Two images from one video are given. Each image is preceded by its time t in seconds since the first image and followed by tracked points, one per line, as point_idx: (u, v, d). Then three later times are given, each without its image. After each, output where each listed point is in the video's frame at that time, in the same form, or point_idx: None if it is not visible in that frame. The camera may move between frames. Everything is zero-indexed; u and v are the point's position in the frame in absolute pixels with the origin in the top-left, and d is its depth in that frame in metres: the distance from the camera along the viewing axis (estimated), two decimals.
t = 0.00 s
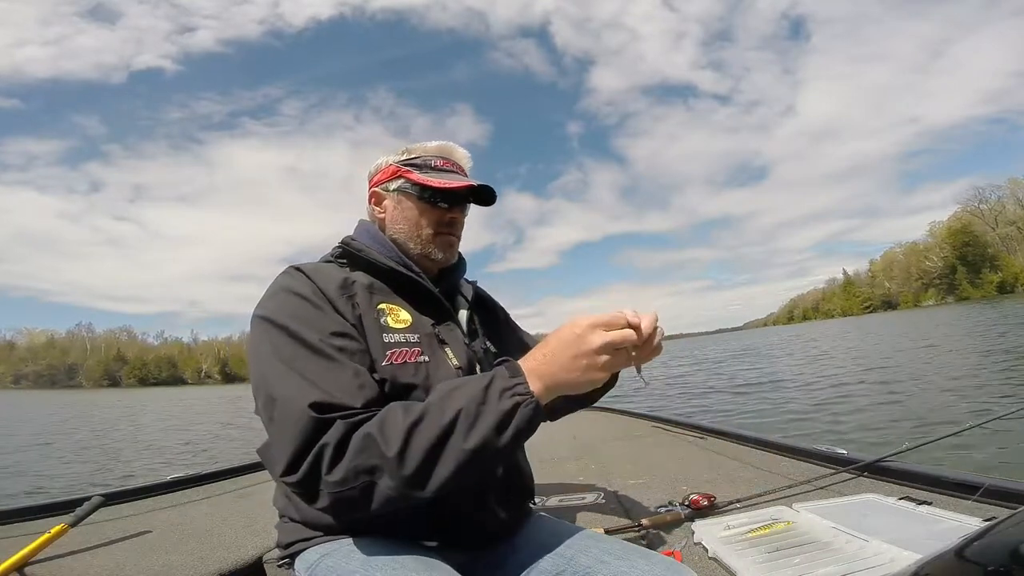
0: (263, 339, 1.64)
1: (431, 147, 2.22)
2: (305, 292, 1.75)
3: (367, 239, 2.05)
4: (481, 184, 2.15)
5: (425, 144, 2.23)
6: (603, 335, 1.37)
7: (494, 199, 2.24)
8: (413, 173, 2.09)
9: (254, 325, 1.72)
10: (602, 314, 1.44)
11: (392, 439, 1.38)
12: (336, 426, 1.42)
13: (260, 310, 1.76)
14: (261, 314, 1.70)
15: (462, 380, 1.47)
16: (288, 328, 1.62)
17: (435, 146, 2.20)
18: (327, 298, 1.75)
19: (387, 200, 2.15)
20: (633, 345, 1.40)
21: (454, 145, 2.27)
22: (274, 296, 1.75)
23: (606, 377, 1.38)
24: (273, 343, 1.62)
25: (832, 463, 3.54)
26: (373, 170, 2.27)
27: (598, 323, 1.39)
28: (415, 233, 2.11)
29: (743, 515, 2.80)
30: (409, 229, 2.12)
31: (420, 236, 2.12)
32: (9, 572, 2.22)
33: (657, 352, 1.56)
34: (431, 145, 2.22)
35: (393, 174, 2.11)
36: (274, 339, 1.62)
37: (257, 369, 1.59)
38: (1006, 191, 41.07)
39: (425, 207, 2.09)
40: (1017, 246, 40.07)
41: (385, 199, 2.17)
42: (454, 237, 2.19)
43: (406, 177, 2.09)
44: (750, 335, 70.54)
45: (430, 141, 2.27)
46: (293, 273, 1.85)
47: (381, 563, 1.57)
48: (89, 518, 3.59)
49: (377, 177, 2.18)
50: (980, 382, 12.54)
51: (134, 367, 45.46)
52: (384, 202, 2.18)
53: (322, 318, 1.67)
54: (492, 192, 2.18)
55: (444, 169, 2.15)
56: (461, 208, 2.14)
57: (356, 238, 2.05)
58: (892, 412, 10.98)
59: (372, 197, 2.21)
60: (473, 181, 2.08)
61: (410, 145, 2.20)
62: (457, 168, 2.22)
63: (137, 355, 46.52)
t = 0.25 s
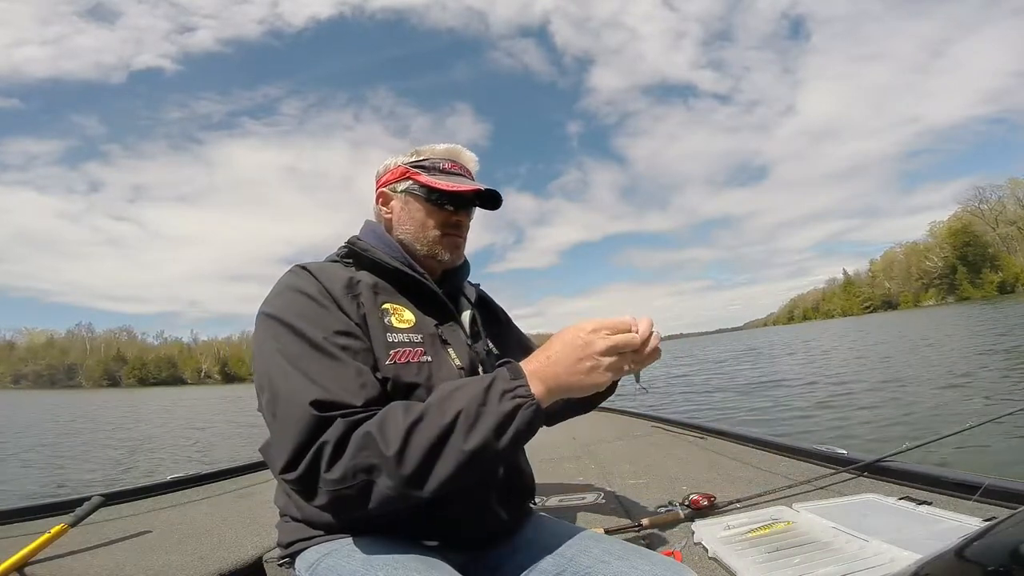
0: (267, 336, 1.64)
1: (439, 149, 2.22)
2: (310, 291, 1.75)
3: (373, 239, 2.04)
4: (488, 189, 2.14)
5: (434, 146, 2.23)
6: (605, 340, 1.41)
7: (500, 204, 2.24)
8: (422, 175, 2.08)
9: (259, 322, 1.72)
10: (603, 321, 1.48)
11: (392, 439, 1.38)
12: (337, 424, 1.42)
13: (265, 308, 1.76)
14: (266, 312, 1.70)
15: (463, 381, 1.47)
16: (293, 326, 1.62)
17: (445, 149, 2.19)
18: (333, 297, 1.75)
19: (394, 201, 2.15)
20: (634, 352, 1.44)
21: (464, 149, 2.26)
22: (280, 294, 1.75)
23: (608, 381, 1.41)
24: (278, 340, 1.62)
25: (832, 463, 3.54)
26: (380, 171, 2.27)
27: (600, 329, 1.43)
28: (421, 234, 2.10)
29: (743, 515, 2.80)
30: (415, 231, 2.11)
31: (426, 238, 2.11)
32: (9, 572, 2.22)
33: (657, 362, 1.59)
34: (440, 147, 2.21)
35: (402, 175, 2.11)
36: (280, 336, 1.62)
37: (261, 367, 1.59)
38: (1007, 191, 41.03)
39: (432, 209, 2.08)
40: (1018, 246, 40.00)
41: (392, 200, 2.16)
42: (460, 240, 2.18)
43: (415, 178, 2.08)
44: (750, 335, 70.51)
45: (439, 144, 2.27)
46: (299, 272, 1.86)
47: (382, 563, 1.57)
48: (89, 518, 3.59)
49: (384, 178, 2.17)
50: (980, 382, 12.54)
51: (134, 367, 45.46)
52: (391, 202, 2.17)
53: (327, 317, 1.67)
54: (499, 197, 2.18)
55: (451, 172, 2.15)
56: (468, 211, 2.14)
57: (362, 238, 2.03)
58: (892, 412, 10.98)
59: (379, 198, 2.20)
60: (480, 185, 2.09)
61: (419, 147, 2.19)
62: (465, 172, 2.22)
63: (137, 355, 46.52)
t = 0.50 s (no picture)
0: (272, 335, 1.64)
1: (449, 151, 2.21)
2: (315, 290, 1.74)
3: (379, 239, 2.03)
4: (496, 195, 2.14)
5: (443, 148, 2.22)
6: (610, 353, 1.42)
7: (507, 210, 2.23)
8: (431, 177, 2.08)
9: (264, 320, 1.72)
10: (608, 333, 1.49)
11: (396, 441, 1.38)
12: (341, 425, 1.42)
13: (270, 306, 1.76)
14: (271, 310, 1.70)
15: (466, 384, 1.48)
16: (298, 325, 1.62)
17: (455, 151, 2.19)
18: (337, 296, 1.75)
19: (403, 202, 2.14)
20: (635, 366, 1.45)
21: (475, 153, 2.26)
22: (285, 294, 1.74)
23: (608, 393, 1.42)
24: (283, 339, 1.62)
25: (831, 463, 3.54)
26: (389, 170, 2.26)
27: (605, 340, 1.44)
28: (427, 237, 2.10)
29: (743, 515, 2.80)
30: (422, 233, 2.11)
31: (432, 241, 2.11)
32: (8, 572, 2.22)
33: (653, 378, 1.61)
34: (450, 150, 2.21)
35: (411, 176, 2.10)
36: (285, 335, 1.62)
37: (265, 365, 1.59)
38: (1007, 191, 41.03)
39: (439, 212, 2.08)
40: (1018, 246, 39.98)
41: (400, 201, 2.16)
42: (465, 244, 2.18)
43: (424, 181, 2.08)
44: (750, 335, 70.54)
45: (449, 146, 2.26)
46: (304, 271, 1.85)
47: (382, 562, 1.57)
48: (89, 518, 3.59)
49: (393, 178, 2.17)
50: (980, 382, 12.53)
51: (134, 367, 45.47)
52: (399, 203, 2.17)
53: (331, 316, 1.66)
54: (507, 203, 2.17)
55: (461, 176, 2.15)
56: (475, 216, 2.13)
57: (368, 238, 2.03)
58: (892, 412, 10.98)
59: (387, 198, 2.20)
60: (489, 191, 2.08)
61: (428, 148, 2.19)
62: (474, 175, 2.21)
63: (137, 355, 46.55)
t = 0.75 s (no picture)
0: (274, 337, 1.64)
1: (455, 151, 2.18)
2: (318, 292, 1.74)
3: (383, 239, 2.02)
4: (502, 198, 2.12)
5: (450, 147, 2.20)
6: (613, 380, 1.42)
7: (513, 213, 2.21)
8: (435, 179, 2.07)
9: (267, 320, 1.73)
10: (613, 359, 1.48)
11: (396, 452, 1.39)
12: (339, 433, 1.42)
13: (274, 307, 1.76)
14: (274, 312, 1.71)
15: (469, 398, 1.49)
16: (300, 327, 1.62)
17: (462, 151, 2.16)
18: (341, 298, 1.75)
19: (407, 203, 2.14)
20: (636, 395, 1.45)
21: (482, 153, 2.23)
22: (289, 294, 1.74)
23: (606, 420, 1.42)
24: (285, 341, 1.61)
25: (832, 463, 3.54)
26: (394, 169, 2.25)
27: (610, 367, 1.44)
28: (431, 240, 2.09)
29: (743, 515, 2.80)
30: (425, 236, 2.10)
31: (435, 244, 2.10)
32: (9, 572, 2.22)
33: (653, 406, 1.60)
34: (456, 150, 2.18)
35: (415, 178, 2.10)
36: (287, 337, 1.62)
37: (266, 367, 1.59)
38: (1007, 191, 40.98)
39: (443, 214, 2.06)
40: (1018, 246, 39.93)
41: (405, 202, 2.15)
42: (469, 246, 2.17)
43: (429, 183, 2.07)
44: (750, 335, 70.50)
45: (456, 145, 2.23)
46: (308, 271, 1.85)
47: (384, 562, 1.57)
48: (89, 518, 3.59)
49: (398, 178, 2.16)
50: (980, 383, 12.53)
51: (134, 367, 45.51)
52: (404, 204, 2.16)
53: (333, 318, 1.66)
54: (513, 207, 2.15)
55: (467, 177, 2.12)
56: (479, 218, 2.11)
57: (372, 238, 2.03)
58: (892, 412, 10.97)
59: (392, 198, 2.19)
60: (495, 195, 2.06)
61: (434, 148, 2.16)
62: (479, 176, 2.19)
63: (136, 355, 46.55)
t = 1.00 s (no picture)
0: (272, 340, 1.64)
1: (460, 151, 2.17)
2: (317, 295, 1.73)
3: (386, 238, 2.02)
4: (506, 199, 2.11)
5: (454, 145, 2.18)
6: (611, 406, 1.44)
7: (518, 214, 2.20)
8: (439, 179, 2.06)
9: (265, 320, 1.73)
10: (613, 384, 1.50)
11: (388, 468, 1.41)
12: (330, 443, 1.43)
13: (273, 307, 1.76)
14: (273, 313, 1.71)
15: (464, 416, 1.53)
16: (297, 332, 1.62)
17: (467, 150, 2.14)
18: (340, 301, 1.74)
19: (410, 203, 2.13)
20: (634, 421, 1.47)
21: (487, 152, 2.21)
22: (287, 296, 1.74)
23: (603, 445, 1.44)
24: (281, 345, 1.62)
25: (832, 463, 3.54)
26: (398, 168, 2.24)
27: (608, 393, 1.47)
28: (434, 241, 2.09)
29: (743, 515, 2.80)
30: (428, 236, 2.09)
31: (438, 245, 2.10)
32: (9, 572, 2.22)
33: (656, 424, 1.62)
34: (461, 148, 2.16)
35: (419, 177, 2.09)
36: (283, 341, 1.62)
37: (263, 371, 1.59)
38: (1007, 190, 40.95)
39: (447, 215, 2.05)
40: (1019, 246, 39.86)
41: (408, 202, 2.14)
42: (472, 248, 2.16)
43: (432, 183, 2.06)
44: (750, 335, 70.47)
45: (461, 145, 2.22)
46: (308, 273, 1.85)
47: (384, 562, 1.57)
48: (89, 518, 3.59)
49: (401, 177, 2.15)
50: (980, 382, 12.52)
51: (134, 367, 45.50)
52: (407, 204, 2.16)
53: (332, 322, 1.65)
54: (517, 208, 2.13)
55: (471, 178, 2.11)
56: (483, 220, 2.10)
57: (374, 237, 2.02)
58: (891, 412, 10.98)
59: (395, 198, 2.19)
60: (499, 196, 2.04)
61: (438, 146, 2.14)
62: (484, 176, 2.17)
63: (136, 355, 46.54)
